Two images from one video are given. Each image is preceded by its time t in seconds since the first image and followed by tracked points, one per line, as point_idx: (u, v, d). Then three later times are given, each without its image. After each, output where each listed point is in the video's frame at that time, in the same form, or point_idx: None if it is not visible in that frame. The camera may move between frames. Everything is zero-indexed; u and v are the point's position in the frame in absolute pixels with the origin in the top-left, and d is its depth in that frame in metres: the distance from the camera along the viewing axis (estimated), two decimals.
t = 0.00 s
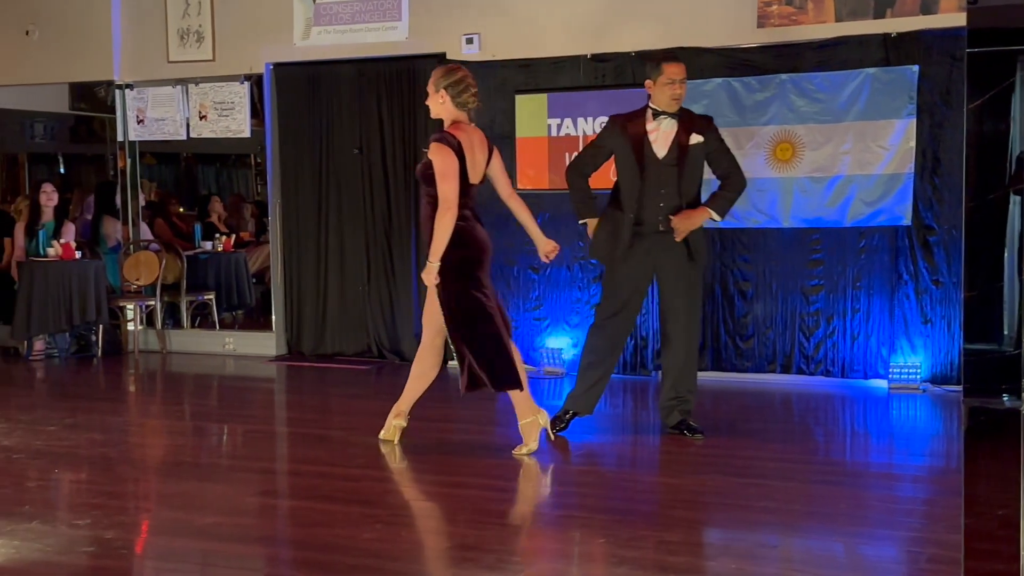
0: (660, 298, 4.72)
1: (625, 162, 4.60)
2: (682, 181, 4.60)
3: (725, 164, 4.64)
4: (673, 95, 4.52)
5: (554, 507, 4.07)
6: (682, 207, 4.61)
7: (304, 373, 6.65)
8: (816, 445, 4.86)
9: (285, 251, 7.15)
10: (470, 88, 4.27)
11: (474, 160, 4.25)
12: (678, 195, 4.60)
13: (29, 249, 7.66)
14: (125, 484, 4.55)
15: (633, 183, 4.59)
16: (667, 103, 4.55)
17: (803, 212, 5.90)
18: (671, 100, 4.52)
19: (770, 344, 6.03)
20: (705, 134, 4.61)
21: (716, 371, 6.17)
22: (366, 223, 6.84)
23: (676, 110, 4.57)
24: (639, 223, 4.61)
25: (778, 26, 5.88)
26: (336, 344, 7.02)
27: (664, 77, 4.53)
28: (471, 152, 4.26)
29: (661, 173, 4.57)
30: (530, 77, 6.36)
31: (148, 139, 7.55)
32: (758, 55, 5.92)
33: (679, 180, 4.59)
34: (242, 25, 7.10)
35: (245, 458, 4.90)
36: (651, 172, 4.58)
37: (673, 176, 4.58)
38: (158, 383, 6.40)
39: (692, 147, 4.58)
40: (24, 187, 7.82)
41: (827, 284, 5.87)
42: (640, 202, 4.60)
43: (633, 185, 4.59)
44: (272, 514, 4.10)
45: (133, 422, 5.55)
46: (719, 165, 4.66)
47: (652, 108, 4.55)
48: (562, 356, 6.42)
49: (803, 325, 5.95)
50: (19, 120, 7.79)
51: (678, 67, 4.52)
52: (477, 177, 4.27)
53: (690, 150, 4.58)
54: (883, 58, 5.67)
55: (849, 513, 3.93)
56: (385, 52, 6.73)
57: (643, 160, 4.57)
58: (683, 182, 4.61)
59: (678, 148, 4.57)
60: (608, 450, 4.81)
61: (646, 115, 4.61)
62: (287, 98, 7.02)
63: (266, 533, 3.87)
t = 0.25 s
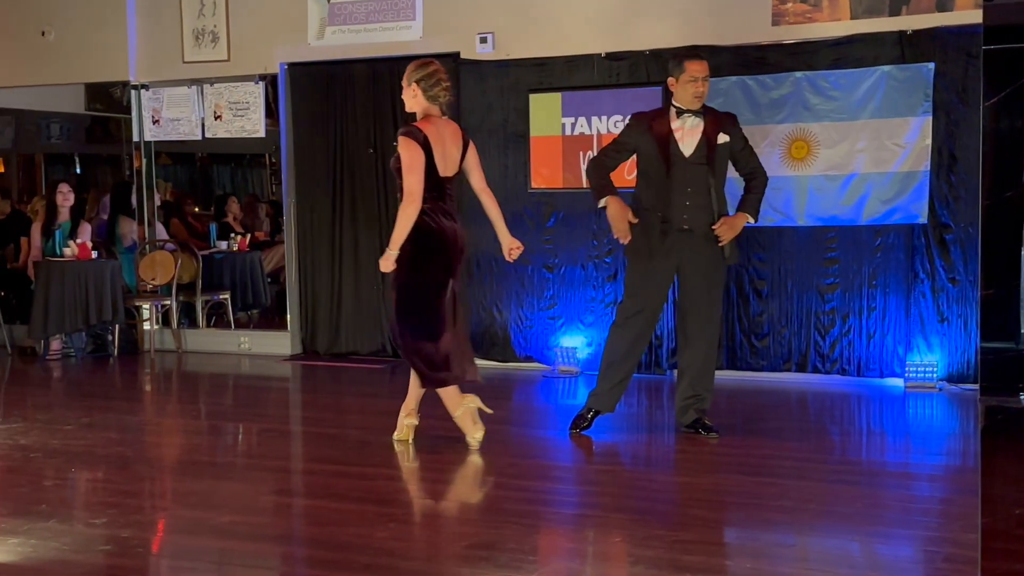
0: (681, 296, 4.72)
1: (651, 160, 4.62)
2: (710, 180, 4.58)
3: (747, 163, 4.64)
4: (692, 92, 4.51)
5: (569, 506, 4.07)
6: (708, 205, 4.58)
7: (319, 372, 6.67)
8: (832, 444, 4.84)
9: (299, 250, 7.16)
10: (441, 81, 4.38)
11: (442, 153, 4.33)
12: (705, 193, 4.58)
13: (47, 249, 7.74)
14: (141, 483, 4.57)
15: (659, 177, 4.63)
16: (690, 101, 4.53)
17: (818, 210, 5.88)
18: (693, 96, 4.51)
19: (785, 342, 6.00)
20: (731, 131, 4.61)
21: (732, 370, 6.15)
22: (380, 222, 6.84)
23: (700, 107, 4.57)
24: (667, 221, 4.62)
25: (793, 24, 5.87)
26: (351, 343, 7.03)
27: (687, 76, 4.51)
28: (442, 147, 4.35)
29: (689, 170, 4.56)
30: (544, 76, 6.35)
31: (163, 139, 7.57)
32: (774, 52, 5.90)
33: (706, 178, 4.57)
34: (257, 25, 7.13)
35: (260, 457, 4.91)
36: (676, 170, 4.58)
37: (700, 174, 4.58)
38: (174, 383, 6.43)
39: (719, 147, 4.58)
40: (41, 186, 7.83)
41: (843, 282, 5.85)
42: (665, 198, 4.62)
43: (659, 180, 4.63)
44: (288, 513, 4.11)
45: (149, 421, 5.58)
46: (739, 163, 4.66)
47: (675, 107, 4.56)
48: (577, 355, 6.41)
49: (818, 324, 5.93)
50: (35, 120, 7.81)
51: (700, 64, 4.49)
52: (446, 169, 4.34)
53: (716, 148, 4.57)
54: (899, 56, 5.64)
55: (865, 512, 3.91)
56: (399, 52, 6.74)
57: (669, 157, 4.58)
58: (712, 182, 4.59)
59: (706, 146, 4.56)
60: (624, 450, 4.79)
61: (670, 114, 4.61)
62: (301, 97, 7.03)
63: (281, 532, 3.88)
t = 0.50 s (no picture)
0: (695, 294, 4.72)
1: (669, 158, 4.59)
2: (730, 178, 4.58)
3: (761, 161, 4.64)
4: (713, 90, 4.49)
5: (581, 504, 4.07)
6: (725, 203, 4.58)
7: (331, 372, 6.68)
8: (845, 443, 4.83)
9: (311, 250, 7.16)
10: (416, 82, 4.39)
11: (416, 155, 4.36)
12: (723, 192, 4.57)
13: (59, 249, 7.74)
14: (154, 481, 4.59)
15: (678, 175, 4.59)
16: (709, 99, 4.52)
17: (830, 208, 5.86)
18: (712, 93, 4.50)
19: (797, 341, 5.99)
20: (747, 130, 4.60)
21: (744, 368, 6.14)
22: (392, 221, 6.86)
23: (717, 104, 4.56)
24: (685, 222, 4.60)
25: (805, 22, 5.85)
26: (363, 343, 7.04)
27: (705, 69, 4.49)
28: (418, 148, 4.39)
29: (710, 169, 4.55)
30: (555, 75, 6.36)
31: (176, 139, 7.59)
32: (785, 50, 5.88)
33: (724, 176, 4.56)
34: (268, 25, 7.14)
35: (272, 456, 4.93)
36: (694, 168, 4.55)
37: (719, 173, 4.56)
38: (186, 382, 6.44)
39: (737, 145, 4.58)
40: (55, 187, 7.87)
41: (855, 281, 5.83)
42: (683, 196, 4.58)
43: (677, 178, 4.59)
44: (299, 512, 4.12)
45: (162, 420, 5.60)
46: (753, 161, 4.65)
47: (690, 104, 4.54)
48: (588, 353, 6.41)
49: (831, 322, 5.91)
50: (49, 120, 7.85)
51: (717, 62, 4.49)
52: (420, 169, 4.36)
53: (735, 146, 4.57)
54: (911, 54, 5.63)
55: (877, 511, 3.90)
56: (410, 51, 6.75)
57: (689, 157, 4.54)
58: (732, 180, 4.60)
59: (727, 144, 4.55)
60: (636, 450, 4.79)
61: (686, 112, 4.60)
62: (312, 97, 7.04)
63: (293, 530, 3.89)
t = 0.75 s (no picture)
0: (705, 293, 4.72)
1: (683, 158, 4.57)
2: (743, 177, 4.57)
3: (771, 160, 4.64)
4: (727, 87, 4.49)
5: (589, 504, 4.07)
6: (737, 202, 4.57)
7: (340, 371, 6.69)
8: (855, 442, 4.82)
9: (321, 250, 7.16)
10: (392, 84, 4.40)
11: (383, 154, 4.40)
12: (737, 191, 4.55)
13: (69, 249, 7.80)
14: (163, 481, 4.60)
15: (693, 175, 4.56)
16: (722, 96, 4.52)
17: (840, 207, 5.85)
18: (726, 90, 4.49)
19: (807, 340, 5.98)
20: (760, 128, 4.59)
21: (753, 368, 6.13)
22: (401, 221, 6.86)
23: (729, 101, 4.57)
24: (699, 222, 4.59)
25: (814, 20, 5.83)
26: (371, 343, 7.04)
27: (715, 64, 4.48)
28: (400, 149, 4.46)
29: (723, 169, 4.54)
30: (564, 74, 6.35)
31: (185, 139, 7.61)
32: (794, 49, 5.86)
33: (737, 175, 4.55)
34: (277, 25, 7.15)
35: (281, 455, 4.94)
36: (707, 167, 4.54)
37: (732, 171, 4.55)
38: (196, 382, 6.46)
39: (752, 144, 4.58)
40: (65, 187, 7.89)
41: (865, 279, 5.82)
42: (697, 196, 4.55)
43: (691, 177, 4.56)
44: (309, 511, 4.13)
45: (172, 419, 5.61)
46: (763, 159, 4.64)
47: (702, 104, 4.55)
48: (597, 353, 6.40)
49: (840, 321, 5.90)
50: (59, 120, 7.86)
51: (728, 61, 4.47)
52: (387, 169, 4.39)
53: (750, 144, 4.57)
54: (921, 52, 5.61)
55: (887, 511, 3.89)
56: (419, 51, 6.75)
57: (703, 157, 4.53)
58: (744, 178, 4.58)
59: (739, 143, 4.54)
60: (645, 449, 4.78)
61: (699, 112, 4.60)
62: (321, 97, 7.05)
63: (303, 530, 3.90)
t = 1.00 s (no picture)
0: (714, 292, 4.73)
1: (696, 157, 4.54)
2: (754, 177, 4.56)
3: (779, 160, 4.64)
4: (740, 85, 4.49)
5: (596, 503, 4.07)
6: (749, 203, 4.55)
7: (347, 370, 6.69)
8: (863, 442, 4.81)
9: (328, 250, 7.18)
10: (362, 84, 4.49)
11: (350, 152, 4.53)
12: (748, 191, 4.54)
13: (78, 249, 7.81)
14: (172, 480, 4.61)
15: (706, 176, 4.54)
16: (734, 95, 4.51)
17: (847, 206, 5.84)
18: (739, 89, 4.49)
19: (815, 339, 5.97)
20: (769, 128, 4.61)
21: (760, 367, 6.12)
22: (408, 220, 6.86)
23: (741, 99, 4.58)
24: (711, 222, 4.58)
25: (822, 19, 5.82)
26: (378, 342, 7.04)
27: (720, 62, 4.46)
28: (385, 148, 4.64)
29: (736, 170, 4.52)
30: (570, 73, 6.35)
31: (193, 139, 7.63)
32: (802, 48, 5.85)
33: (749, 175, 4.53)
34: (285, 26, 7.16)
35: (289, 455, 4.95)
36: (719, 167, 4.53)
37: (743, 172, 4.53)
38: (204, 381, 6.47)
39: (762, 144, 4.58)
40: (73, 187, 7.92)
41: (873, 279, 5.80)
42: (710, 196, 4.54)
43: (705, 177, 4.54)
44: (317, 510, 4.13)
45: (180, 419, 5.62)
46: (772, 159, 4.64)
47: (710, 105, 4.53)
48: (605, 352, 6.41)
49: (848, 321, 5.89)
50: (67, 121, 7.91)
51: (737, 61, 4.43)
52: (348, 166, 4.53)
53: (761, 144, 4.57)
54: (929, 51, 5.59)
55: (895, 510, 3.88)
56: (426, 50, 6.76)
57: (714, 157, 4.51)
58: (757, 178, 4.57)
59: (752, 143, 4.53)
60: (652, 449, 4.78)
61: (708, 113, 4.58)
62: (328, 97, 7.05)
63: (311, 529, 3.91)
